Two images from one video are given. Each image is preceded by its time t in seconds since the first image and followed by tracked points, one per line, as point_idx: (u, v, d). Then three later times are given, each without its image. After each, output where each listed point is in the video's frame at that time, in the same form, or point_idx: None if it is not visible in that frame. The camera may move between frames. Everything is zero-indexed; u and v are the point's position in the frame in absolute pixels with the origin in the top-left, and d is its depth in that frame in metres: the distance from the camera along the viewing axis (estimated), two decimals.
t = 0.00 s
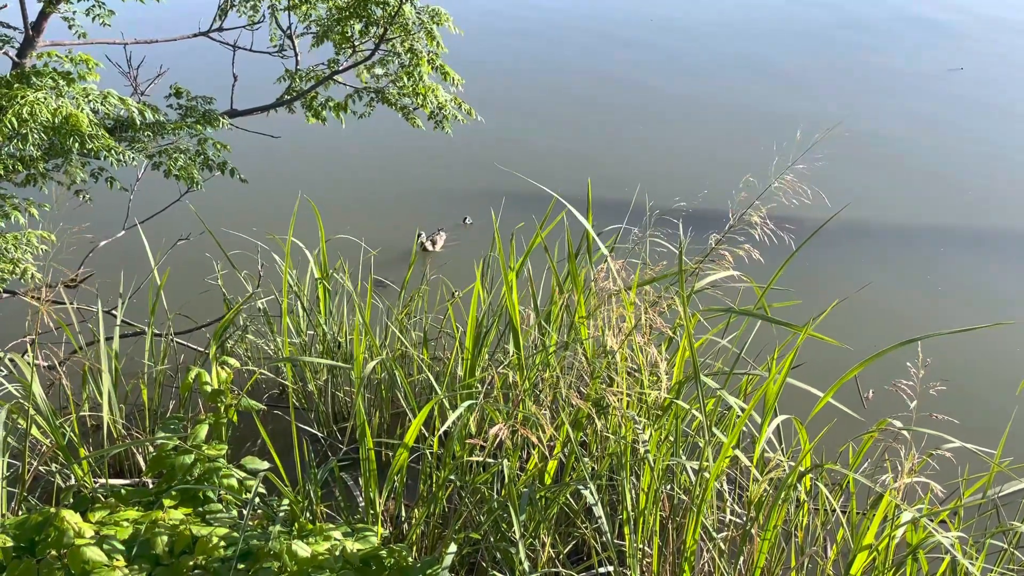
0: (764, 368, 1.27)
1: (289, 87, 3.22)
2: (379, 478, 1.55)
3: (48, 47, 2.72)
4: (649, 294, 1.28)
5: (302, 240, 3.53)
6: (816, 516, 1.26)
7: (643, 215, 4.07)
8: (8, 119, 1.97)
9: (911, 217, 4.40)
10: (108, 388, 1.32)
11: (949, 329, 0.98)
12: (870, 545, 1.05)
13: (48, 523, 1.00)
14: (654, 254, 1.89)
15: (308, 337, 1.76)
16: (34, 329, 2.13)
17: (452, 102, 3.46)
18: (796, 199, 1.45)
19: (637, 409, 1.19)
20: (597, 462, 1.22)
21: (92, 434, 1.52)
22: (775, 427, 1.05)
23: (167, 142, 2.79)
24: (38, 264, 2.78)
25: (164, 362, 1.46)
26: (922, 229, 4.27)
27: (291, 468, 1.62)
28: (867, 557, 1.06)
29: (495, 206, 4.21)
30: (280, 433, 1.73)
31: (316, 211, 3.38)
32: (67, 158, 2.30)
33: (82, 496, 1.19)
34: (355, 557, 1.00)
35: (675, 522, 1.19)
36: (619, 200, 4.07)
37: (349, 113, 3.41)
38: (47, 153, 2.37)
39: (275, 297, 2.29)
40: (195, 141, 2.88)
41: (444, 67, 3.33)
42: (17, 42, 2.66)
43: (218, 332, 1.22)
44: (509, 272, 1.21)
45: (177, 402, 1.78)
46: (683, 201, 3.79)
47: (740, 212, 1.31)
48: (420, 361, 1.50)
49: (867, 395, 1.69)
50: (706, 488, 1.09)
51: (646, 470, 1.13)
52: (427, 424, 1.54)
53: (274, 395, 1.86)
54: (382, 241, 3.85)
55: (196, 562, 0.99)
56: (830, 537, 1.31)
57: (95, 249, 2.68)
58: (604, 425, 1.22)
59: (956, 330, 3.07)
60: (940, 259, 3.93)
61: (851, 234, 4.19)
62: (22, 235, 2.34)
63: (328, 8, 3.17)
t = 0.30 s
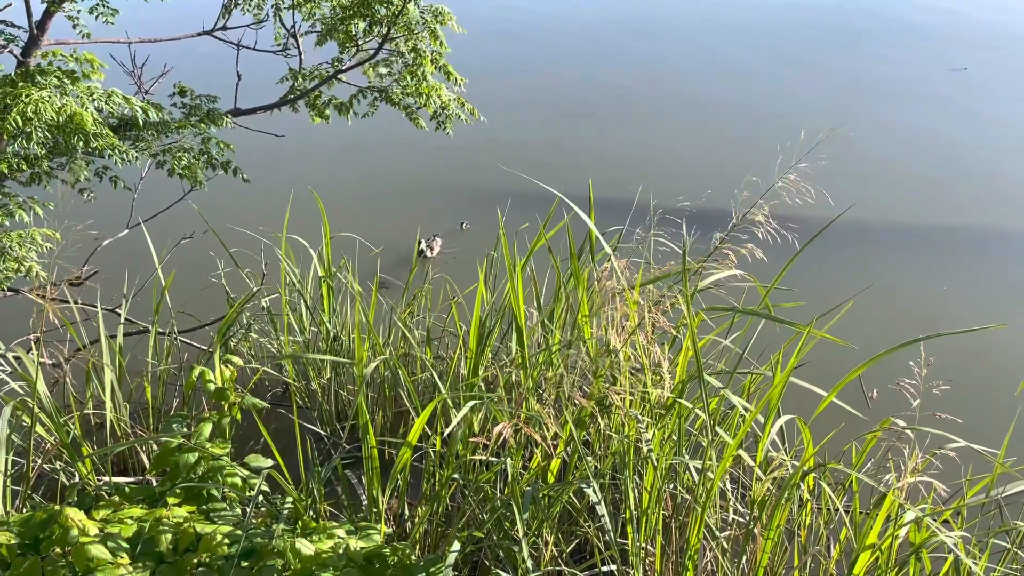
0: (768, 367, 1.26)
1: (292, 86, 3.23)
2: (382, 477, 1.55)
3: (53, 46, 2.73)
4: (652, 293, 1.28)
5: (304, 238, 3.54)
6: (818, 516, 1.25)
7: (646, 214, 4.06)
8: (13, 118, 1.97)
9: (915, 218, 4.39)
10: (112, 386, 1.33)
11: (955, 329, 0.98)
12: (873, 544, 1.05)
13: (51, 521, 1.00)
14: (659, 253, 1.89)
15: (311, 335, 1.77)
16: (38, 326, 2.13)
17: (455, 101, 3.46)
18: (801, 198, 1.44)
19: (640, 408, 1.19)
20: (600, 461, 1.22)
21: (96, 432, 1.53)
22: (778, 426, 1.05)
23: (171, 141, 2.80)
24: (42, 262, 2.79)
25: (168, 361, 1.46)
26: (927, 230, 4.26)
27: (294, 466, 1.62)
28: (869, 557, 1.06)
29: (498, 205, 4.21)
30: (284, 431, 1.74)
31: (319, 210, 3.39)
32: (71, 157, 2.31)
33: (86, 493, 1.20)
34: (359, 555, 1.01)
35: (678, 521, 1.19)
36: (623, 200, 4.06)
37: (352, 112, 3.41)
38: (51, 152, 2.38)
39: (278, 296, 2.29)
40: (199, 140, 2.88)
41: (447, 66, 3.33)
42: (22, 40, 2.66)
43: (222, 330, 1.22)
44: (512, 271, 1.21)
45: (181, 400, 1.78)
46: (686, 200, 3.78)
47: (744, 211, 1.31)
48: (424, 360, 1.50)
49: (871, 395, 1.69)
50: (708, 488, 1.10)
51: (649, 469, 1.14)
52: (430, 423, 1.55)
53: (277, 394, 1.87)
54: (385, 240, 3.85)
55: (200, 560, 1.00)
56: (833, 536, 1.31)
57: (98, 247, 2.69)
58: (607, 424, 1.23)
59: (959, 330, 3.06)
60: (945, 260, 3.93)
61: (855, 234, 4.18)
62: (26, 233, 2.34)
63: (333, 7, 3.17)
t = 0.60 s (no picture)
0: (772, 367, 1.26)
1: (297, 85, 3.23)
2: (386, 476, 1.56)
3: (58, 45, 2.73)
4: (656, 292, 1.28)
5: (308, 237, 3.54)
6: (822, 516, 1.25)
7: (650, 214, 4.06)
8: (19, 117, 1.98)
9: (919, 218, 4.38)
10: (116, 384, 1.33)
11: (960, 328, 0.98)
12: (877, 544, 1.06)
13: (58, 518, 1.01)
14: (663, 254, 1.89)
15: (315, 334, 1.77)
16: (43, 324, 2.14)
17: (460, 100, 3.46)
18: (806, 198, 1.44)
19: (644, 407, 1.19)
20: (604, 460, 1.22)
21: (101, 430, 1.53)
22: (783, 425, 1.05)
23: (176, 140, 2.80)
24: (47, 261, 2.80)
25: (173, 359, 1.46)
26: (932, 230, 4.25)
27: (299, 465, 1.63)
28: (873, 556, 1.06)
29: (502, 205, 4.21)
30: (288, 430, 1.74)
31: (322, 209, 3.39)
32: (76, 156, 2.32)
33: (91, 491, 1.20)
34: (363, 553, 1.01)
35: (682, 521, 1.19)
36: (627, 199, 4.06)
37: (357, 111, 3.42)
38: (57, 151, 2.39)
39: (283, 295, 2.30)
40: (204, 139, 2.88)
41: (452, 66, 3.33)
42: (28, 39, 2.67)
43: (226, 329, 1.22)
44: (516, 270, 1.21)
45: (186, 399, 1.79)
46: (691, 200, 3.78)
47: (749, 211, 1.31)
48: (428, 359, 1.50)
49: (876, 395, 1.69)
50: (713, 487, 1.10)
51: (653, 468, 1.14)
52: (434, 422, 1.55)
53: (282, 393, 1.87)
54: (389, 239, 3.85)
55: (205, 558, 1.00)
56: (837, 536, 1.31)
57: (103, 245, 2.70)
58: (611, 423, 1.23)
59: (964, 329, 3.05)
60: (949, 260, 3.92)
61: (859, 234, 4.18)
62: (32, 231, 2.34)
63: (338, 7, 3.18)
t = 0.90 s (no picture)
0: (776, 367, 1.26)
1: (302, 84, 3.24)
2: (390, 474, 1.56)
3: (63, 44, 2.74)
4: (660, 292, 1.28)
5: (311, 236, 3.54)
6: (826, 515, 1.25)
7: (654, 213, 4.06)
8: (24, 116, 1.98)
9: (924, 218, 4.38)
10: (121, 383, 1.33)
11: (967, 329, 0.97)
12: (881, 544, 1.05)
13: (62, 516, 1.01)
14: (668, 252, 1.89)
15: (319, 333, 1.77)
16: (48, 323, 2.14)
17: (464, 99, 3.46)
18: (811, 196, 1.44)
19: (648, 407, 1.19)
20: (608, 459, 1.22)
21: (106, 428, 1.53)
22: (787, 425, 1.05)
23: (180, 139, 2.80)
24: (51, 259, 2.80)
25: (177, 358, 1.46)
26: (936, 229, 4.25)
27: (303, 463, 1.63)
28: (877, 557, 1.06)
29: (505, 204, 4.21)
30: (292, 428, 1.75)
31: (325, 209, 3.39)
32: (81, 154, 2.32)
33: (96, 489, 1.20)
34: (366, 552, 1.01)
35: (685, 521, 1.19)
36: (631, 198, 4.05)
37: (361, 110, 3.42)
38: (62, 149, 2.39)
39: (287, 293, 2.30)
40: (208, 138, 2.89)
41: (456, 64, 3.33)
42: (33, 38, 2.68)
43: (231, 328, 1.22)
44: (520, 269, 1.21)
45: (190, 397, 1.79)
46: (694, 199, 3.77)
47: (753, 210, 1.31)
48: (431, 357, 1.50)
49: (881, 396, 1.68)
50: (716, 487, 1.09)
51: (657, 468, 1.14)
52: (438, 421, 1.55)
53: (286, 391, 1.87)
54: (392, 238, 3.85)
55: (208, 556, 1.01)
56: (840, 536, 1.31)
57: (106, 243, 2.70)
58: (615, 423, 1.23)
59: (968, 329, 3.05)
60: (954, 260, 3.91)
61: (863, 234, 4.17)
62: (37, 230, 2.35)
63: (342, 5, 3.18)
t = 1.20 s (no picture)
0: (780, 367, 1.26)
1: (306, 83, 3.24)
2: (393, 473, 1.56)
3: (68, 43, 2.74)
4: (663, 291, 1.28)
5: (315, 235, 3.55)
6: (830, 515, 1.25)
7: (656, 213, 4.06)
8: (29, 114, 1.98)
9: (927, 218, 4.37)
10: (124, 381, 1.33)
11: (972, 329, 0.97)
12: (885, 545, 1.05)
13: (66, 514, 1.02)
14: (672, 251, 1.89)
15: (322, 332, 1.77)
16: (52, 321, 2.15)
17: (468, 98, 3.46)
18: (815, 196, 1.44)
19: (651, 407, 1.18)
20: (611, 459, 1.22)
21: (109, 427, 1.53)
22: (790, 426, 1.05)
23: (184, 138, 2.81)
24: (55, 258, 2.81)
25: (181, 356, 1.47)
26: (940, 229, 4.24)
27: (306, 462, 1.63)
28: (881, 558, 1.06)
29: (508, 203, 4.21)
30: (295, 428, 1.75)
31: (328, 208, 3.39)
32: (85, 153, 2.33)
33: (100, 488, 1.21)
34: (369, 551, 1.01)
35: (688, 521, 1.19)
36: (634, 198, 4.05)
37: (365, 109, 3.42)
38: (66, 148, 2.39)
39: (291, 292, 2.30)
40: (212, 137, 2.89)
41: (460, 63, 3.33)
42: (38, 37, 2.68)
43: (235, 327, 1.22)
44: (523, 268, 1.21)
45: (194, 396, 1.79)
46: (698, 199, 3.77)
47: (757, 210, 1.31)
48: (434, 357, 1.50)
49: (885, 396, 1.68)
50: (719, 487, 1.09)
51: (659, 468, 1.14)
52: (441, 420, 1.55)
53: (289, 390, 1.88)
54: (395, 237, 3.86)
55: (212, 555, 1.01)
56: (843, 536, 1.31)
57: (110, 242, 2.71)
58: (618, 422, 1.23)
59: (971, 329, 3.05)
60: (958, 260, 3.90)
61: (867, 234, 4.16)
62: (41, 229, 2.35)
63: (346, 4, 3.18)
